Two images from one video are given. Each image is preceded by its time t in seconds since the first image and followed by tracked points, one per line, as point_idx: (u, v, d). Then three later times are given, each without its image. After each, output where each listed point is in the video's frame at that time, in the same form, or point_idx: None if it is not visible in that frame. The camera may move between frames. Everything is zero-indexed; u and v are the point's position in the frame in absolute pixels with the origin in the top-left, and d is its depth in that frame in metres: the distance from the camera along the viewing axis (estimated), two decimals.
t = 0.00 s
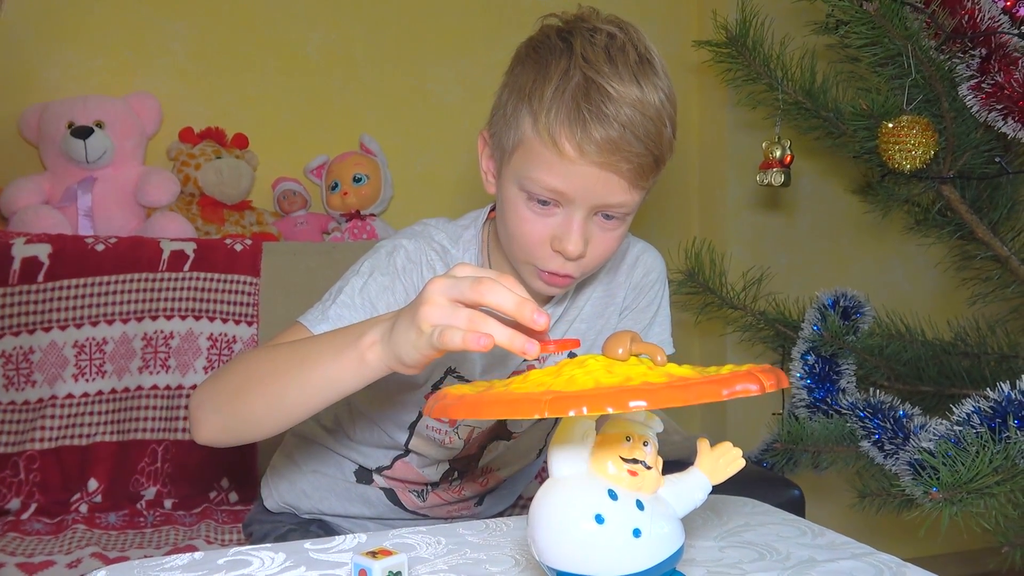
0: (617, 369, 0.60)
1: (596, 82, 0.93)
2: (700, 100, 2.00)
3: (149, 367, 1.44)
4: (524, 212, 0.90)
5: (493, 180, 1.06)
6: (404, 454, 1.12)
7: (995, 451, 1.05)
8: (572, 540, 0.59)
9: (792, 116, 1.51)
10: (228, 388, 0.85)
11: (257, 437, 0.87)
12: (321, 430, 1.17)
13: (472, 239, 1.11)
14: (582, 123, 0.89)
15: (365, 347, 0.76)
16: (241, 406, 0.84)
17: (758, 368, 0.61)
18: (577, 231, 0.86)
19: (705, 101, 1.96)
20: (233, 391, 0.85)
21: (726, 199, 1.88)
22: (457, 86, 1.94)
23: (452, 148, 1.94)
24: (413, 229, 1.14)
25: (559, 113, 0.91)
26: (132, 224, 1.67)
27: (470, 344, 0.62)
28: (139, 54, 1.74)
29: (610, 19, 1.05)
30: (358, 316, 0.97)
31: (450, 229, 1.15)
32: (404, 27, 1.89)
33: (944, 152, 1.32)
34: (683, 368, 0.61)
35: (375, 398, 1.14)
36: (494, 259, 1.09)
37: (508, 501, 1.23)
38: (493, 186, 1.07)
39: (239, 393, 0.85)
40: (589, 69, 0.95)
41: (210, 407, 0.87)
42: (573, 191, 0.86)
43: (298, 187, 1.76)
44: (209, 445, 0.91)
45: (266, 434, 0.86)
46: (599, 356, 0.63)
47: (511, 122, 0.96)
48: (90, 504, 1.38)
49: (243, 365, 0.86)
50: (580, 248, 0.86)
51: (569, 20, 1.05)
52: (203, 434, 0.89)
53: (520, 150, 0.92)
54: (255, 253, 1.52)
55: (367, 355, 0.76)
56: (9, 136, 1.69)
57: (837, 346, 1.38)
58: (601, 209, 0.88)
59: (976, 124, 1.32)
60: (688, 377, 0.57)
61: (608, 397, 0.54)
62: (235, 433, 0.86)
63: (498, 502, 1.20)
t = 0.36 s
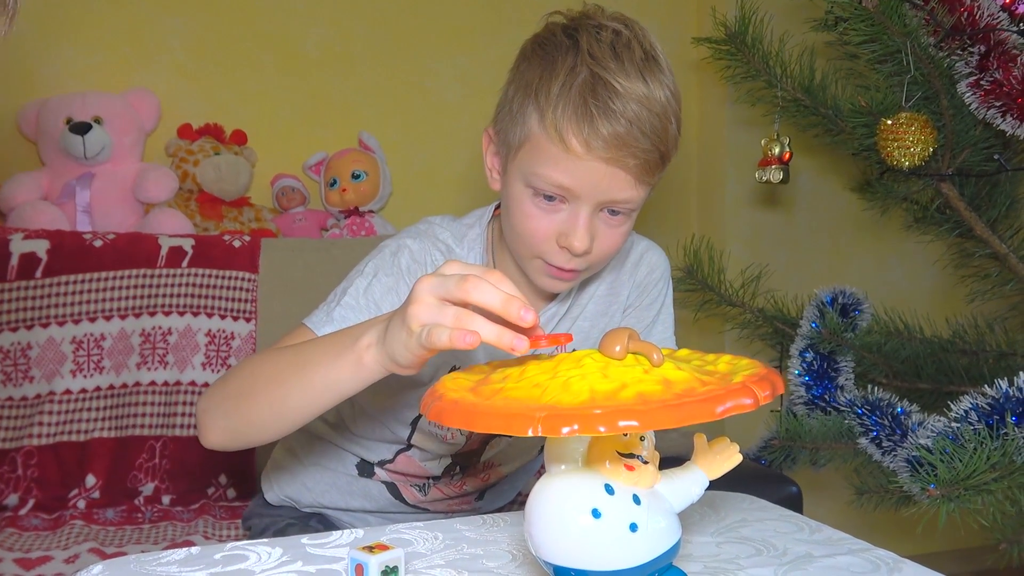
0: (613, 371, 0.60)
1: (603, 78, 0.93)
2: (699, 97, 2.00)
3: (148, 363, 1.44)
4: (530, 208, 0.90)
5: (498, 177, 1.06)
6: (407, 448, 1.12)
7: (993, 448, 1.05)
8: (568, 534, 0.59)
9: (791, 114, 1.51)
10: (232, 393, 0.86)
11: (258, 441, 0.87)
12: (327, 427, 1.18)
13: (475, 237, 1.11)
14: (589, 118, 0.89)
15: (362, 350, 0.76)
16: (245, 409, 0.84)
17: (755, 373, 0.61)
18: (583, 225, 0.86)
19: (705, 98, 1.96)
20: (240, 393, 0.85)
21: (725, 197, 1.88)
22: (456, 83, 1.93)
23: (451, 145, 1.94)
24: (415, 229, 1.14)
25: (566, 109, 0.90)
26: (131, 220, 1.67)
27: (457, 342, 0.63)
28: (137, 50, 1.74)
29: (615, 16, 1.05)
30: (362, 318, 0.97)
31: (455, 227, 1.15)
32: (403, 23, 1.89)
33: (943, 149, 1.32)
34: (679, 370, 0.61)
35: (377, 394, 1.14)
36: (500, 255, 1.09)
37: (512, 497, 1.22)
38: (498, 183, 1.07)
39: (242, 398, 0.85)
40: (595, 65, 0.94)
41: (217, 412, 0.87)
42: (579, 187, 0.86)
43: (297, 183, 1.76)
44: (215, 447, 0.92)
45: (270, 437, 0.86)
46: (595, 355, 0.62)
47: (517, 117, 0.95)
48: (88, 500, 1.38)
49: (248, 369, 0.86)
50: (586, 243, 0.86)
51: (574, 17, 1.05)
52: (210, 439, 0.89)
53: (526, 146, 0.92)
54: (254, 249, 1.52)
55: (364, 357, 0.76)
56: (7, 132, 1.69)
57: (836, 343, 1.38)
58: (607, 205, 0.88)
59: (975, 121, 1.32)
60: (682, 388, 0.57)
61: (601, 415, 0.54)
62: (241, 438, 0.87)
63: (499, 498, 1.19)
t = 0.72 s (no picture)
0: (609, 360, 0.60)
1: (603, 73, 0.93)
2: (698, 93, 2.00)
3: (146, 360, 1.44)
4: (530, 203, 0.90)
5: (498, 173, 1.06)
6: (405, 444, 1.12)
7: (990, 443, 1.05)
8: (566, 529, 0.59)
9: (790, 110, 1.50)
10: (229, 388, 0.86)
11: (257, 436, 0.87)
12: (326, 424, 1.18)
13: (475, 234, 1.11)
14: (588, 113, 0.89)
15: (362, 346, 0.76)
16: (245, 404, 0.84)
17: (750, 358, 0.61)
18: (583, 221, 0.86)
19: (704, 94, 1.95)
20: (241, 388, 0.85)
21: (724, 193, 1.88)
22: (455, 79, 1.93)
23: (450, 141, 1.94)
24: (415, 225, 1.13)
25: (566, 104, 0.90)
26: (130, 216, 1.67)
27: (456, 342, 0.63)
28: (136, 46, 1.73)
29: (615, 12, 1.05)
30: (360, 313, 0.97)
31: (454, 224, 1.15)
32: (402, 19, 1.89)
33: (942, 145, 1.32)
34: (676, 359, 0.61)
35: (374, 390, 1.13)
36: (499, 250, 1.08)
37: (510, 494, 1.22)
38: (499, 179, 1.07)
39: (241, 394, 0.85)
40: (595, 60, 0.94)
41: (214, 407, 0.87)
42: (579, 182, 0.86)
43: (296, 180, 1.76)
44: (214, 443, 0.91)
45: (269, 433, 0.86)
46: (591, 348, 0.63)
47: (516, 112, 0.95)
48: (87, 496, 1.39)
49: (246, 364, 0.86)
50: (586, 238, 0.86)
51: (573, 13, 1.04)
52: (208, 433, 0.89)
53: (525, 142, 0.92)
54: (252, 246, 1.52)
55: (365, 353, 0.76)
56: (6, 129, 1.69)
57: (834, 339, 1.38)
58: (606, 200, 0.88)
59: (974, 117, 1.31)
60: (678, 368, 0.57)
61: (595, 389, 0.54)
62: (240, 434, 0.86)
63: (497, 493, 1.19)
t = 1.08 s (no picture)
0: (606, 362, 0.60)
1: (605, 69, 0.93)
2: (697, 90, 2.00)
3: (146, 358, 1.44)
4: (531, 200, 0.90)
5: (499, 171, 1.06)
6: (407, 441, 1.12)
7: (990, 439, 1.05)
8: (565, 524, 0.59)
9: (788, 107, 1.50)
10: (238, 389, 0.85)
11: (263, 438, 0.88)
12: (326, 421, 1.18)
13: (475, 232, 1.11)
14: (590, 110, 0.89)
15: (368, 346, 0.76)
16: (249, 404, 0.84)
17: (750, 364, 0.61)
18: (585, 217, 0.86)
19: (704, 91, 1.95)
20: (245, 388, 0.85)
21: (723, 190, 1.88)
22: (454, 77, 1.93)
23: (449, 139, 1.94)
24: (415, 223, 1.13)
25: (568, 100, 0.90)
26: (129, 214, 1.66)
27: (457, 343, 0.63)
28: (135, 44, 1.73)
29: (617, 9, 1.04)
30: (363, 313, 0.97)
31: (453, 222, 1.15)
32: (401, 17, 1.88)
33: (941, 142, 1.31)
34: (674, 361, 0.61)
35: (377, 388, 1.13)
36: (499, 248, 1.08)
37: (512, 493, 1.22)
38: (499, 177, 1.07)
39: (245, 395, 0.85)
40: (597, 57, 0.94)
41: (220, 407, 0.87)
42: (581, 178, 0.85)
43: (295, 178, 1.76)
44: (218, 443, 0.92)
45: (273, 434, 0.87)
46: (590, 347, 0.62)
47: (518, 109, 0.95)
48: (87, 494, 1.39)
49: (251, 365, 0.86)
50: (587, 235, 0.86)
51: (574, 10, 1.04)
52: (213, 435, 0.89)
53: (528, 139, 0.92)
54: (252, 243, 1.52)
55: (370, 354, 0.76)
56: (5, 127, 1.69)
57: (833, 336, 1.37)
58: (608, 197, 0.88)
59: (973, 114, 1.31)
60: (675, 377, 0.57)
61: (590, 401, 0.54)
62: (245, 435, 0.87)
63: (498, 490, 1.19)
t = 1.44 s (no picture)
0: (606, 359, 0.60)
1: (595, 66, 0.93)
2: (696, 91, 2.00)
3: (146, 360, 1.44)
4: (525, 198, 0.90)
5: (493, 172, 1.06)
6: (408, 443, 1.12)
7: (990, 439, 1.05)
8: (566, 526, 0.59)
9: (788, 108, 1.51)
10: (241, 398, 0.86)
11: (271, 446, 0.87)
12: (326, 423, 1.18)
13: (471, 235, 1.11)
14: (580, 107, 0.89)
15: (372, 352, 0.76)
16: (253, 409, 0.85)
17: (748, 355, 0.61)
18: (577, 215, 0.86)
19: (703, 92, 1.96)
20: (250, 392, 0.85)
21: (723, 191, 1.89)
22: (454, 77, 1.93)
23: (449, 140, 1.94)
24: (414, 226, 1.13)
25: (557, 98, 0.91)
26: (130, 216, 1.67)
27: (463, 349, 0.64)
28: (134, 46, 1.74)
29: (608, 7, 1.05)
30: (364, 318, 0.97)
31: (451, 224, 1.15)
32: (401, 18, 1.89)
33: (940, 142, 1.31)
34: (674, 357, 0.61)
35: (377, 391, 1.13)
36: (496, 251, 1.08)
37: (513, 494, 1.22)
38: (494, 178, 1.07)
39: (250, 403, 0.85)
40: (587, 54, 0.94)
41: (226, 417, 0.87)
42: (573, 176, 0.86)
43: (295, 179, 1.76)
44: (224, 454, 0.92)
45: (279, 442, 0.86)
46: (589, 346, 0.63)
47: (509, 109, 0.95)
48: (87, 496, 1.39)
49: (255, 374, 0.87)
50: (580, 232, 0.86)
51: (565, 9, 1.05)
52: (221, 446, 0.89)
53: (519, 136, 0.92)
54: (252, 245, 1.52)
55: (376, 360, 0.76)
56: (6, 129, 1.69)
57: (833, 337, 1.38)
58: (601, 193, 0.88)
59: (972, 114, 1.31)
60: (674, 368, 0.57)
61: (589, 393, 0.54)
62: (251, 443, 0.87)
63: (500, 491, 1.19)
